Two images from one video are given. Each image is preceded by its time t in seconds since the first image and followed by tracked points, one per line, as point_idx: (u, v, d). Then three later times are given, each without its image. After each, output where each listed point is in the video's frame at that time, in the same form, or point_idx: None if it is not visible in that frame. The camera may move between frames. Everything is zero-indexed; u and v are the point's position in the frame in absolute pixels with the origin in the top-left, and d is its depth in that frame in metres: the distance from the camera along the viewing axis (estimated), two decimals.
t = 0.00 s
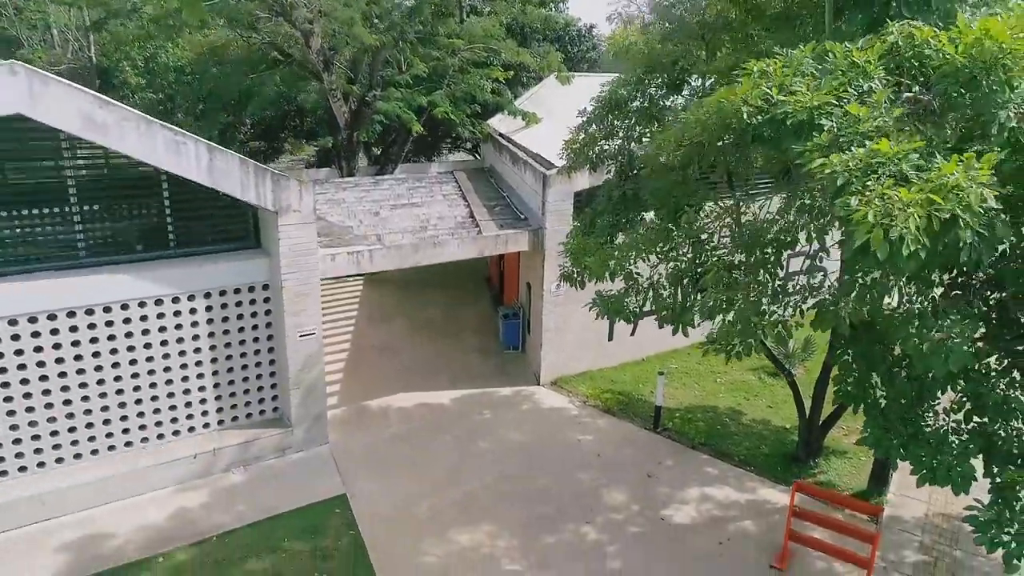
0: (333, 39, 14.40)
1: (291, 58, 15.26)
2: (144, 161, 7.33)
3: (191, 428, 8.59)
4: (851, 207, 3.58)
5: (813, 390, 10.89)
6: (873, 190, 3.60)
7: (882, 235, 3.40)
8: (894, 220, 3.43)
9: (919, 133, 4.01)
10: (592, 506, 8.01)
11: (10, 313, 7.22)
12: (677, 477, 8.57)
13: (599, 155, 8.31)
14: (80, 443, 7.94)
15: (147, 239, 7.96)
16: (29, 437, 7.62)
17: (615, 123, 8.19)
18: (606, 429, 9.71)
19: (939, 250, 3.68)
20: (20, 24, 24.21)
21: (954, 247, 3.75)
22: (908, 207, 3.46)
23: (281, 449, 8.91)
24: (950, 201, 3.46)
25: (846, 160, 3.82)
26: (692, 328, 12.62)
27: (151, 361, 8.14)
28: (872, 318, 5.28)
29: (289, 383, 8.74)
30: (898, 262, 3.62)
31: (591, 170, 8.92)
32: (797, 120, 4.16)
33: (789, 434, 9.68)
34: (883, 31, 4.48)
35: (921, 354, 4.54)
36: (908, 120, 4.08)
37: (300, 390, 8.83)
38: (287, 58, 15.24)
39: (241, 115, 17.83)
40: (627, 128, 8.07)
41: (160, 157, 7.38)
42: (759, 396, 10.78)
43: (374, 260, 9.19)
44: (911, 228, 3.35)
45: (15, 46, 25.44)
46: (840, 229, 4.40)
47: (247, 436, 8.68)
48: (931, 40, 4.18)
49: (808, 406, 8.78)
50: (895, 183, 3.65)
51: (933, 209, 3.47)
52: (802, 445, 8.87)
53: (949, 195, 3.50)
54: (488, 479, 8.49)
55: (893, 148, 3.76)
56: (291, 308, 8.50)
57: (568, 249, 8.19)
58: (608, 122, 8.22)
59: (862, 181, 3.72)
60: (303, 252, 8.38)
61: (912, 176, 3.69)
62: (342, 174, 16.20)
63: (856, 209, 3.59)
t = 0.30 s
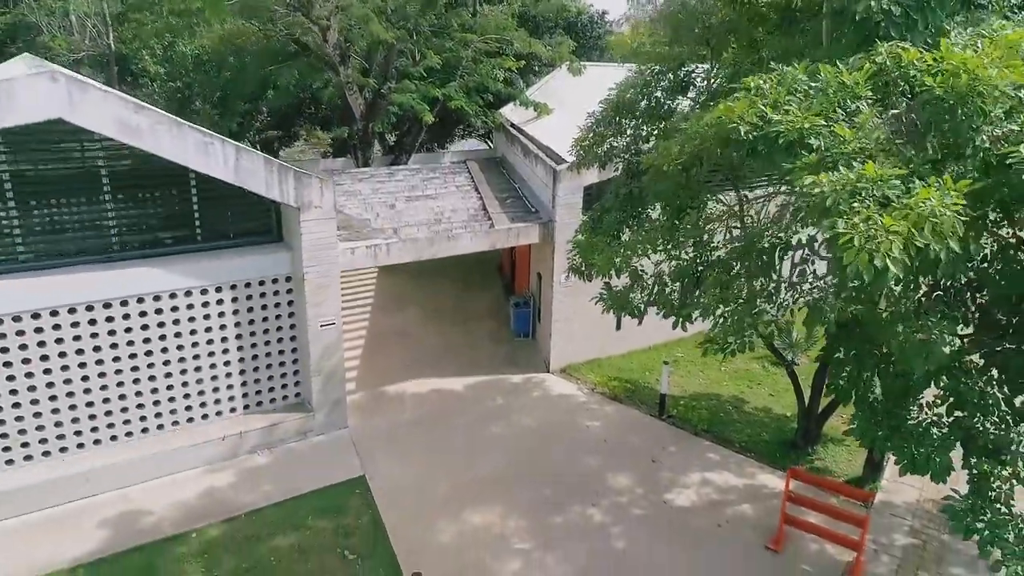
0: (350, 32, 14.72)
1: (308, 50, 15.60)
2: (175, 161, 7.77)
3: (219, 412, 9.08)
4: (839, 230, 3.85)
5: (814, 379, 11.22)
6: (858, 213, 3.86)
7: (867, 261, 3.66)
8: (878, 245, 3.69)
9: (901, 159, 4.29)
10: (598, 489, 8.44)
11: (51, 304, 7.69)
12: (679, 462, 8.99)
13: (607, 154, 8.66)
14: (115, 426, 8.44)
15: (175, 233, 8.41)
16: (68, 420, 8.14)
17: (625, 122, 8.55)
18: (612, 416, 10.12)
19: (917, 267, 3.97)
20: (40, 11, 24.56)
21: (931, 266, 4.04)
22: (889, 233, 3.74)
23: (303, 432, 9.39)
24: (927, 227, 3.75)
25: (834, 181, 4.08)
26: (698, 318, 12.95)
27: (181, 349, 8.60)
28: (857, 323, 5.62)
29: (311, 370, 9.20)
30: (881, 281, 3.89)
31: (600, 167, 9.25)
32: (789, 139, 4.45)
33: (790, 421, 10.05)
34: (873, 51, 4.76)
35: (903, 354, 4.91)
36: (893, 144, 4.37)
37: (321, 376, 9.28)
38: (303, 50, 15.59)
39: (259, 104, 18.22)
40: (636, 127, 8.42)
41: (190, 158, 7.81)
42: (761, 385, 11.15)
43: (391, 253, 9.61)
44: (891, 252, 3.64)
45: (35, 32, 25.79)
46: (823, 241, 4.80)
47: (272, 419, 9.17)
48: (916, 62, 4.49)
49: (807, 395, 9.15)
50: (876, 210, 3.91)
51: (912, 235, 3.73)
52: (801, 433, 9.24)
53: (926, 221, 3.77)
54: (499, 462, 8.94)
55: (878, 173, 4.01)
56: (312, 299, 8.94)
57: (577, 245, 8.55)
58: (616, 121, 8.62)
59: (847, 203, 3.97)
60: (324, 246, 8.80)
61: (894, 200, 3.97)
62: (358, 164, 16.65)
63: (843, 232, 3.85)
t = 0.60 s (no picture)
0: (366, 26, 15.03)
1: (324, 42, 15.92)
2: (204, 161, 8.19)
3: (244, 397, 9.56)
4: (819, 249, 4.24)
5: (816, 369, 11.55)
6: (838, 233, 4.25)
7: (842, 277, 4.07)
8: (853, 263, 4.09)
9: (884, 178, 4.64)
10: (604, 473, 8.86)
11: (89, 296, 8.17)
12: (683, 449, 9.38)
13: (615, 152, 8.97)
14: (148, 410, 8.95)
15: (203, 228, 8.85)
16: (105, 404, 8.64)
17: (632, 122, 8.83)
18: (619, 403, 10.52)
19: (894, 279, 4.34)
20: None
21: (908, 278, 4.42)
22: (865, 252, 4.12)
23: (324, 416, 9.87)
24: (901, 245, 4.12)
25: (818, 202, 4.46)
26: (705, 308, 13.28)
27: (209, 338, 9.06)
28: (842, 324, 5.98)
29: (331, 358, 9.67)
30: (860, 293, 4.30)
31: (608, 164, 9.56)
32: (780, 158, 4.82)
33: (790, 410, 10.41)
34: (862, 70, 5.11)
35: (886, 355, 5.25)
36: (877, 164, 4.73)
37: (341, 364, 9.75)
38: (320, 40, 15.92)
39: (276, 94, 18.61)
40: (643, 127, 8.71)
41: (217, 158, 8.21)
42: (764, 374, 11.50)
43: (407, 246, 10.01)
44: (865, 270, 4.03)
45: (54, 19, 26.18)
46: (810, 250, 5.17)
47: (294, 405, 9.65)
48: (903, 82, 4.83)
49: (807, 386, 9.49)
50: (855, 228, 4.30)
51: (885, 254, 4.12)
52: (801, 422, 9.60)
53: (899, 240, 4.15)
54: (510, 447, 9.38)
55: (858, 195, 4.40)
56: (333, 290, 9.38)
57: (586, 240, 8.91)
58: (624, 121, 8.92)
59: (829, 223, 4.36)
60: (343, 240, 9.20)
61: (872, 220, 4.35)
62: (373, 154, 17.10)
63: (824, 251, 4.24)
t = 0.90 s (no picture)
0: (384, 19, 15.35)
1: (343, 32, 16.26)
2: (234, 159, 8.66)
3: (270, 380, 10.09)
4: (800, 252, 4.73)
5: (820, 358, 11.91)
6: (817, 238, 4.74)
7: (819, 276, 4.56)
8: (829, 265, 4.55)
9: (868, 187, 5.10)
10: (611, 457, 9.31)
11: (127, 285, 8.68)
12: (687, 434, 9.81)
13: (625, 146, 9.25)
14: (181, 391, 9.50)
15: (234, 220, 9.35)
16: (141, 386, 9.19)
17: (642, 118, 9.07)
18: (627, 389, 10.96)
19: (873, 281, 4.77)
20: None
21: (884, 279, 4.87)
22: (840, 255, 4.59)
23: (346, 399, 10.39)
24: (875, 251, 4.57)
25: (802, 210, 4.94)
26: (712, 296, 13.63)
27: (237, 324, 9.57)
28: (830, 321, 6.35)
29: (352, 344, 10.18)
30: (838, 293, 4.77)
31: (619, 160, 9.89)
32: (769, 168, 5.30)
33: (792, 398, 10.80)
34: (852, 85, 5.58)
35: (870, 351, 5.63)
36: (862, 175, 5.19)
37: (362, 350, 10.25)
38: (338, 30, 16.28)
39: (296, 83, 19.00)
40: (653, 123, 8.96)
41: (247, 155, 8.68)
42: (768, 363, 11.87)
43: (425, 237, 10.44)
44: (839, 272, 4.48)
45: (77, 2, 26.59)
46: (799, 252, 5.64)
47: (318, 388, 10.17)
48: (889, 98, 5.29)
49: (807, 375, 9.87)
50: (833, 233, 4.78)
51: (860, 257, 4.58)
52: (801, 409, 9.99)
53: (874, 245, 4.60)
54: (522, 430, 9.85)
55: (838, 203, 4.88)
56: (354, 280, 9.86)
57: (595, 233, 9.28)
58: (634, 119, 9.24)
59: (811, 229, 4.85)
60: (364, 232, 9.65)
61: (851, 226, 4.81)
62: (390, 143, 17.68)
63: (803, 254, 4.74)
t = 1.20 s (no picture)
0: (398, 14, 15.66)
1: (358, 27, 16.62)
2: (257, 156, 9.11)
3: (290, 366, 10.60)
4: (785, 252, 5.11)
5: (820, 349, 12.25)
6: (800, 240, 5.13)
7: (800, 275, 4.94)
8: (809, 265, 4.94)
9: (850, 193, 5.46)
10: (613, 442, 9.75)
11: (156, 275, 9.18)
12: (688, 422, 10.21)
13: (632, 144, 9.57)
14: (206, 376, 10.03)
15: (256, 214, 9.81)
16: (169, 371, 9.73)
17: (648, 116, 9.35)
18: (631, 378, 11.38)
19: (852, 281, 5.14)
20: None
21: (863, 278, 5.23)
22: (820, 255, 4.97)
23: (361, 385, 10.88)
24: (852, 252, 4.95)
25: (787, 214, 5.34)
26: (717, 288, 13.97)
27: (259, 313, 10.07)
28: (818, 316, 6.72)
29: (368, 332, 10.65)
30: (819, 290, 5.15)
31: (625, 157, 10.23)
32: (758, 173, 5.66)
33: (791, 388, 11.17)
34: (838, 95, 5.93)
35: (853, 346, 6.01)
36: (844, 181, 5.55)
37: (377, 338, 10.72)
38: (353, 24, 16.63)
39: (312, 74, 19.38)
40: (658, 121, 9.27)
41: (269, 152, 9.12)
42: (770, 353, 12.23)
43: (437, 231, 10.86)
44: (818, 272, 4.87)
45: None
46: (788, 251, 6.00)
47: (335, 374, 10.67)
48: (871, 108, 5.66)
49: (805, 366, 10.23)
50: (816, 234, 5.16)
51: (839, 258, 4.95)
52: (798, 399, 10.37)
53: (853, 247, 4.98)
54: (529, 416, 10.30)
55: (820, 208, 5.26)
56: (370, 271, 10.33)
57: (601, 228, 9.65)
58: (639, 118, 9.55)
59: (794, 231, 5.24)
60: (379, 226, 10.08)
61: (832, 229, 5.19)
62: (404, 135, 18.11)
63: (787, 255, 5.11)
